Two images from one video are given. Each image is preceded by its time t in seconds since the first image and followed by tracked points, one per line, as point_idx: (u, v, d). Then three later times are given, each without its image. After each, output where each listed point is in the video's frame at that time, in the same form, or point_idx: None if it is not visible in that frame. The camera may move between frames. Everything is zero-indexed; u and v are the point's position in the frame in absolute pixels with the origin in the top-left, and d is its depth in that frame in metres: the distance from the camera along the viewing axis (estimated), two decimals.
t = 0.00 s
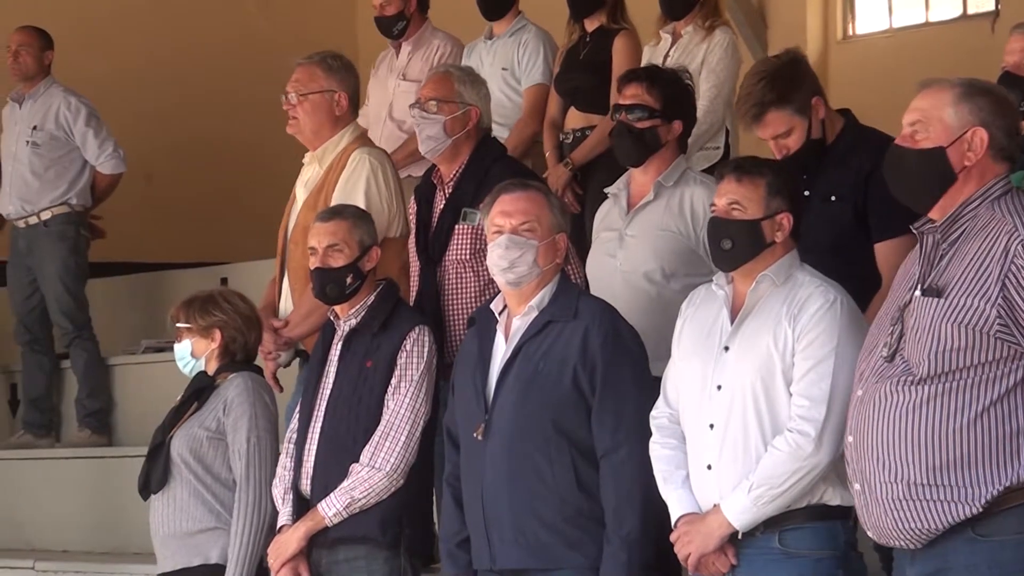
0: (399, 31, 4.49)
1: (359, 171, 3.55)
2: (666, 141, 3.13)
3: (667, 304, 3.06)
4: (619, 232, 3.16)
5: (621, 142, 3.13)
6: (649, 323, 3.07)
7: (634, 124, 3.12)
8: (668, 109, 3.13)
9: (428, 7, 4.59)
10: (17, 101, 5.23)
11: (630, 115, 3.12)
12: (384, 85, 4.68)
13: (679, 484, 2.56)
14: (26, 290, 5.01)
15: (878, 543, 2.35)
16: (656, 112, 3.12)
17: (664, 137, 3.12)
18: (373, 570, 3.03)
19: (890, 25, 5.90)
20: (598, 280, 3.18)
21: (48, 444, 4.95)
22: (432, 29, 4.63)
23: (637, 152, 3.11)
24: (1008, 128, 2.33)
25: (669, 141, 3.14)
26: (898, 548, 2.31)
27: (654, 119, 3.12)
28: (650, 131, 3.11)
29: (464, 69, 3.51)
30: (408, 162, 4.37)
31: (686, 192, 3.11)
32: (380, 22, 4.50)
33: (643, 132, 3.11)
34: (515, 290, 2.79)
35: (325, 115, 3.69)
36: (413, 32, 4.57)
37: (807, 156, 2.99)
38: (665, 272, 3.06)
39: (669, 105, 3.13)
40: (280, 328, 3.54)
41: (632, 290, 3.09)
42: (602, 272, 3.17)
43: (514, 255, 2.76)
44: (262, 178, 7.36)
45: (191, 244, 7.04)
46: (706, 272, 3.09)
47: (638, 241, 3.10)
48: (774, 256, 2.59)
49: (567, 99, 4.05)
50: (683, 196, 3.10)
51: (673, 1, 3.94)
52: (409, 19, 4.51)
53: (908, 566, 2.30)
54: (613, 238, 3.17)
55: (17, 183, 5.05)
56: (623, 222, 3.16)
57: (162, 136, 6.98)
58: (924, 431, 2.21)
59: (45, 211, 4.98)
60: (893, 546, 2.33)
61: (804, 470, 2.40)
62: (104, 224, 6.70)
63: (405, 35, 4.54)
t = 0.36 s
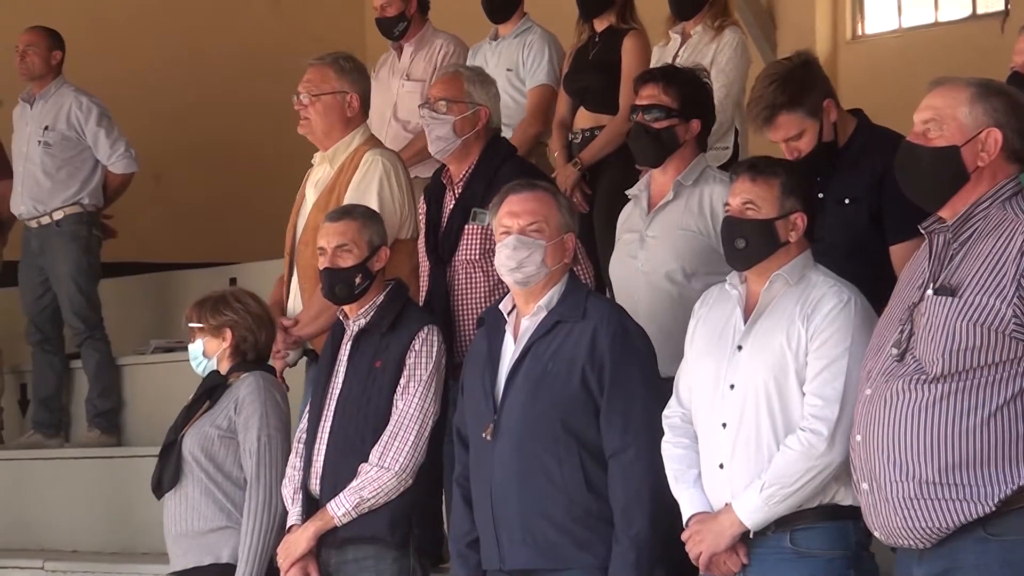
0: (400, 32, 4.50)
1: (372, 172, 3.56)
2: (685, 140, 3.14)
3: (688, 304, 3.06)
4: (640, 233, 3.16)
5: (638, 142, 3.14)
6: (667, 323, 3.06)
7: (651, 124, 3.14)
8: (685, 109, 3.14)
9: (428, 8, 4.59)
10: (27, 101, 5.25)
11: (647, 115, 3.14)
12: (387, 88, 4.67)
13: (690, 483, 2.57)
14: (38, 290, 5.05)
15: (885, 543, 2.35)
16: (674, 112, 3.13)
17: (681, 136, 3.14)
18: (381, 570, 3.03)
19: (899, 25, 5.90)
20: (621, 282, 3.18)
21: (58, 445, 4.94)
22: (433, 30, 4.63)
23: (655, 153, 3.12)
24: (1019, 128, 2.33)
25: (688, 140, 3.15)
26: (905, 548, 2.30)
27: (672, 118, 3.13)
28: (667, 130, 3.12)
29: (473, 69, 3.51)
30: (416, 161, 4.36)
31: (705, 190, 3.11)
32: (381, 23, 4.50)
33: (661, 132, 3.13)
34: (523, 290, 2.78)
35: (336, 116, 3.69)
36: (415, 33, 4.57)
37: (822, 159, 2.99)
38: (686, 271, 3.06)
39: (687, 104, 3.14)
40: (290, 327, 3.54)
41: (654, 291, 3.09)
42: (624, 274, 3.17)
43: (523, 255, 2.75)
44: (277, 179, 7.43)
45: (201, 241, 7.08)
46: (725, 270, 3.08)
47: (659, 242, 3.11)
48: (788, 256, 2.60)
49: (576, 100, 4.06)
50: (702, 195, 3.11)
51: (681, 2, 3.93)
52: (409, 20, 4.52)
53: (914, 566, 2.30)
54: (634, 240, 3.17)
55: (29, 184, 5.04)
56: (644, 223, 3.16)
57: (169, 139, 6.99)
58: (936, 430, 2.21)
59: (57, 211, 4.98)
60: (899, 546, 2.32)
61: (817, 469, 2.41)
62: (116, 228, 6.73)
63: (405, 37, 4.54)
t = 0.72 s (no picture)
0: (399, 30, 4.50)
1: (385, 172, 3.60)
2: (689, 141, 3.13)
3: (694, 304, 3.06)
4: (646, 233, 3.17)
5: (643, 143, 3.15)
6: (673, 322, 3.06)
7: (654, 124, 3.13)
8: (689, 109, 3.13)
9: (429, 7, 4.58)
10: (30, 100, 5.25)
11: (651, 116, 3.13)
12: (387, 87, 4.66)
13: (696, 481, 2.58)
14: (40, 289, 5.05)
15: (887, 541, 2.35)
16: (678, 113, 3.12)
17: (686, 136, 3.13)
18: (382, 569, 3.02)
19: (901, 24, 5.91)
20: (627, 281, 3.18)
21: (60, 444, 4.94)
22: (433, 28, 4.62)
23: (660, 153, 3.13)
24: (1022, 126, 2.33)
25: (692, 140, 3.14)
26: (909, 547, 2.30)
27: (676, 119, 3.12)
28: (671, 131, 3.12)
29: (476, 69, 3.51)
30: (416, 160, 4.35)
31: (710, 191, 3.11)
32: (381, 21, 4.50)
33: (664, 133, 3.12)
34: (527, 291, 2.79)
35: (338, 117, 3.70)
36: (415, 31, 4.57)
37: (828, 158, 3.00)
38: (690, 271, 3.06)
39: (690, 104, 3.13)
40: (297, 324, 3.57)
41: (659, 291, 3.09)
42: (630, 272, 3.18)
43: (527, 256, 2.75)
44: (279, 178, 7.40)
45: (205, 240, 7.09)
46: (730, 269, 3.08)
47: (664, 242, 3.11)
48: (796, 255, 2.61)
49: (579, 99, 4.06)
50: (707, 195, 3.10)
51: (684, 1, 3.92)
52: (409, 18, 4.51)
53: (917, 566, 2.30)
54: (640, 239, 3.18)
55: (32, 184, 5.06)
56: (650, 223, 3.16)
57: (169, 139, 6.99)
58: (943, 428, 2.21)
59: (58, 211, 4.98)
60: (902, 545, 2.32)
61: (824, 467, 2.41)
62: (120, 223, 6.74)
63: (405, 35, 4.54)
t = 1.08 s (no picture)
0: (400, 25, 4.49)
1: (388, 171, 3.61)
2: (685, 139, 3.13)
3: (688, 304, 3.06)
4: (641, 231, 3.16)
5: (639, 142, 3.15)
6: (667, 322, 3.06)
7: (652, 122, 3.13)
8: (686, 108, 3.13)
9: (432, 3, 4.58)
10: (31, 99, 5.25)
11: (648, 115, 3.13)
12: (387, 84, 4.66)
13: (701, 479, 2.59)
14: (39, 288, 5.04)
15: (892, 539, 2.35)
16: (675, 111, 3.12)
17: (682, 135, 3.13)
18: (382, 568, 3.02)
19: (902, 22, 5.92)
20: (620, 279, 3.18)
21: (61, 442, 4.94)
22: (435, 26, 4.61)
23: (656, 151, 3.12)
24: None
25: (689, 139, 3.14)
26: (914, 544, 2.31)
27: (673, 117, 3.12)
28: (668, 130, 3.12)
29: (477, 67, 3.50)
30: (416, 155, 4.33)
31: (706, 190, 3.11)
32: (383, 14, 4.50)
33: (662, 131, 3.12)
34: (528, 291, 2.78)
35: (338, 116, 3.69)
36: (416, 28, 4.56)
37: (840, 155, 3.02)
38: (685, 270, 3.06)
39: (688, 103, 3.13)
40: (299, 322, 3.58)
41: (653, 290, 3.09)
42: (624, 272, 3.17)
43: (530, 256, 2.75)
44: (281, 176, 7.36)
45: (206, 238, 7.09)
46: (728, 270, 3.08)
47: (659, 241, 3.11)
48: (803, 254, 2.61)
49: (580, 97, 4.06)
50: (702, 195, 3.11)
51: None
52: (411, 14, 4.49)
53: (923, 564, 2.30)
54: (634, 238, 3.17)
55: (30, 182, 5.05)
56: (645, 221, 3.17)
57: (170, 140, 7.00)
58: (949, 426, 2.22)
59: (56, 210, 4.97)
60: (908, 543, 2.33)
61: (829, 465, 2.41)
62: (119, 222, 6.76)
63: (405, 30, 4.53)
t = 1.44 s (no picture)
0: (406, 19, 4.48)
1: (390, 167, 3.61)
2: (684, 136, 3.14)
3: (688, 301, 3.06)
4: (638, 228, 3.16)
5: (639, 139, 3.15)
6: (669, 319, 3.06)
7: (651, 119, 3.13)
8: (685, 104, 3.12)
9: None
10: (36, 95, 5.25)
11: (648, 111, 3.12)
12: (393, 80, 4.66)
13: (709, 473, 2.60)
14: (44, 284, 5.04)
15: (905, 535, 2.36)
16: (673, 108, 3.11)
17: (681, 132, 3.13)
18: (389, 564, 3.01)
19: (908, 18, 5.87)
20: (618, 275, 3.18)
21: (68, 438, 4.96)
22: (440, 22, 4.61)
23: (654, 149, 3.13)
24: None
25: (688, 136, 3.14)
26: (927, 540, 2.31)
27: (672, 115, 3.12)
28: (667, 127, 3.12)
29: (483, 63, 3.49)
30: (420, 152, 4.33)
31: (706, 188, 3.11)
32: (390, 7, 4.49)
33: (661, 128, 3.12)
34: (535, 288, 2.78)
35: (342, 112, 3.69)
36: (421, 25, 4.56)
37: (850, 144, 3.02)
38: (685, 268, 3.06)
39: (687, 99, 3.12)
40: (302, 319, 3.58)
41: (651, 286, 3.09)
42: (621, 268, 3.18)
43: (538, 253, 2.75)
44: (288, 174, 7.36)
45: (209, 236, 7.07)
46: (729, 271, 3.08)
47: (658, 236, 3.11)
48: (814, 249, 2.62)
49: (586, 93, 4.07)
50: (702, 192, 3.11)
51: None
52: (417, 10, 4.49)
53: (936, 559, 2.30)
54: (632, 233, 3.17)
55: (34, 178, 5.06)
56: (643, 217, 3.16)
57: (173, 137, 7.01)
58: (958, 423, 2.22)
59: (60, 205, 4.97)
60: (921, 539, 2.33)
61: (837, 460, 2.41)
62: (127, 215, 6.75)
63: (411, 25, 4.52)
